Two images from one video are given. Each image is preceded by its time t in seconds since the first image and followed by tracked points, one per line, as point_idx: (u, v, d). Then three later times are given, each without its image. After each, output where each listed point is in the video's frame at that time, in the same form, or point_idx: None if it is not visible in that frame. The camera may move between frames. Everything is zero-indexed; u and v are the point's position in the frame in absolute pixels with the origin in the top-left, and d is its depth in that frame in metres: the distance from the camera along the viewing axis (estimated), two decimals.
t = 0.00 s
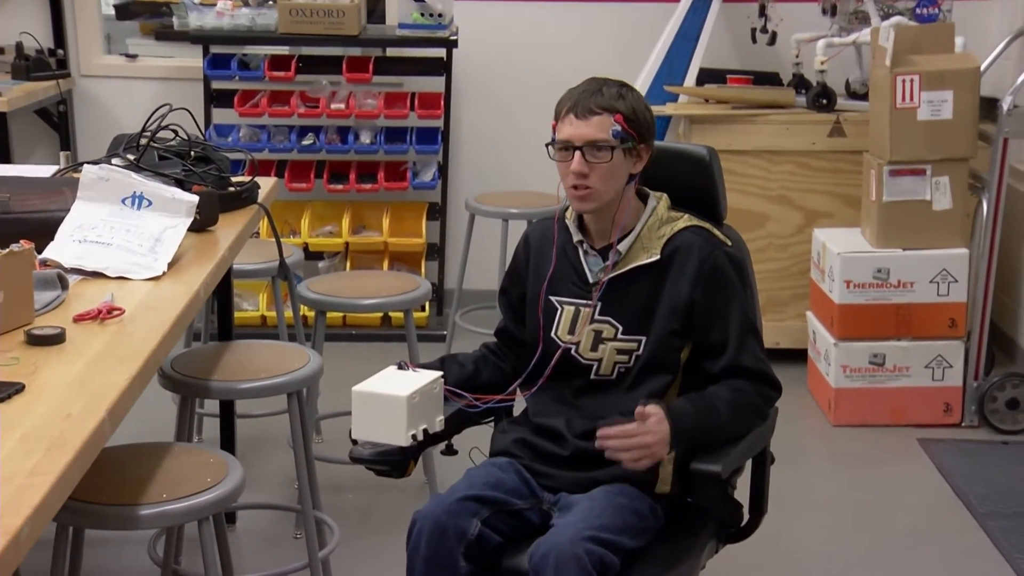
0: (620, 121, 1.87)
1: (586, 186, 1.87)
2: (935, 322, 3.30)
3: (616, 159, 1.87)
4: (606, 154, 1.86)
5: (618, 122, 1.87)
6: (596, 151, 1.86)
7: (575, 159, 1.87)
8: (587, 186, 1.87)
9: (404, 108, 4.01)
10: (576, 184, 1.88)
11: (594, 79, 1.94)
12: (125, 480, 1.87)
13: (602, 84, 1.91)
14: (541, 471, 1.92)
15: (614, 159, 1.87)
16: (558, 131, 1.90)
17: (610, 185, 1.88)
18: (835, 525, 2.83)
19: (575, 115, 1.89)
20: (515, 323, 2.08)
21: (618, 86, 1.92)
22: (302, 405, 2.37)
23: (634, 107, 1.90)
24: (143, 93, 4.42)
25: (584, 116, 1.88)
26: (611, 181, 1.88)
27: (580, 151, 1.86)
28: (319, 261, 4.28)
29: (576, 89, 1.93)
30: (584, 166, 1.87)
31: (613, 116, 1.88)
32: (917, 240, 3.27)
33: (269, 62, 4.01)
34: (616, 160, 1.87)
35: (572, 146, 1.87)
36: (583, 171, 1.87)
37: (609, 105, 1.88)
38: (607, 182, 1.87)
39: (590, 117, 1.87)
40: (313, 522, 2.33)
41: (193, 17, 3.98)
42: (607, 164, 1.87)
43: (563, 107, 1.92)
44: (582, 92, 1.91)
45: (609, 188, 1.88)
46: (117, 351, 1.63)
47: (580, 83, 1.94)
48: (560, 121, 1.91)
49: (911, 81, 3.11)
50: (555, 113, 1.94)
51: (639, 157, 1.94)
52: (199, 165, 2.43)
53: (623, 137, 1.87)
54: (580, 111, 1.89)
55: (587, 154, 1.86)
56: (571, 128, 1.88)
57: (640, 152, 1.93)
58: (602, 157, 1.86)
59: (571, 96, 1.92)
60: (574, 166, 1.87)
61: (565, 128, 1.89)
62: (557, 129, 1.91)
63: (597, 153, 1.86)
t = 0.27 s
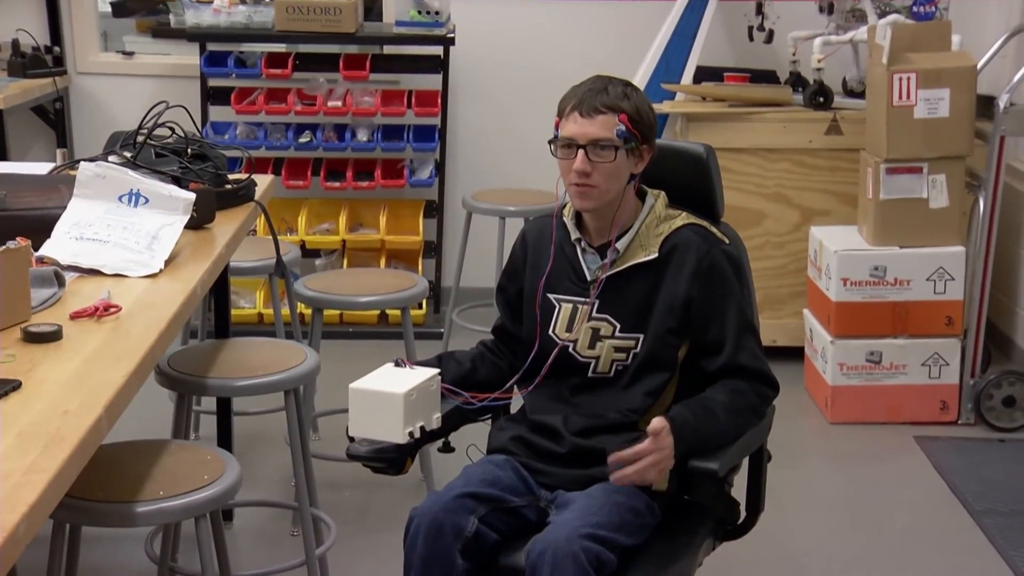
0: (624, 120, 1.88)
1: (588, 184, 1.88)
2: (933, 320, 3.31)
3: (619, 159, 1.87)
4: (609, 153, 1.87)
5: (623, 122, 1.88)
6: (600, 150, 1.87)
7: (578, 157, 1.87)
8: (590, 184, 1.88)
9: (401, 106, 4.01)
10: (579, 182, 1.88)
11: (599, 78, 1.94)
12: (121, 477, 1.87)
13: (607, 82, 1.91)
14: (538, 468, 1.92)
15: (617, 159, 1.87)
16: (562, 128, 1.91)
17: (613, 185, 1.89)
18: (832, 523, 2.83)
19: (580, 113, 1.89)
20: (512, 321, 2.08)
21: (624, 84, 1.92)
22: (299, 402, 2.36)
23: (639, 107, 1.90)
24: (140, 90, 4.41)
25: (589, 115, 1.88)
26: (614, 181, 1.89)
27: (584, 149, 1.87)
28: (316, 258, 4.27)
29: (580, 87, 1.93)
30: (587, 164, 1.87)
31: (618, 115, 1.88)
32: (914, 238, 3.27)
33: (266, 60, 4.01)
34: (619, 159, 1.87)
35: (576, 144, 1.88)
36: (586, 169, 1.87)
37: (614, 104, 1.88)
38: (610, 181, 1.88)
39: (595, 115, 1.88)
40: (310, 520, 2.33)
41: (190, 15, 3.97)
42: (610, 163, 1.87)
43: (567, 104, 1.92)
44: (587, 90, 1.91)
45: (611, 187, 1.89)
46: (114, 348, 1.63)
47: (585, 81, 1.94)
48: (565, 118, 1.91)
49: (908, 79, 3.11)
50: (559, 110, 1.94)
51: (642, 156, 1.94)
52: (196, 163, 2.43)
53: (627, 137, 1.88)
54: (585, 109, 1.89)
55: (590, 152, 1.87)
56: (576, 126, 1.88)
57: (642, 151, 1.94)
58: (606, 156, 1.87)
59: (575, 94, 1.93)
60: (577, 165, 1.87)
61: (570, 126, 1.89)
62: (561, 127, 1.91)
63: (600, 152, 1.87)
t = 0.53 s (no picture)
0: (620, 114, 1.88)
1: (584, 178, 1.88)
2: (930, 316, 3.31)
3: (615, 153, 1.87)
4: (605, 147, 1.87)
5: (619, 116, 1.88)
6: (596, 144, 1.87)
7: (575, 152, 1.87)
8: (586, 178, 1.88)
9: (398, 102, 4.01)
10: (575, 177, 1.88)
11: (594, 73, 1.94)
12: (119, 472, 1.87)
13: (602, 77, 1.91)
14: (536, 464, 1.92)
15: (613, 153, 1.87)
16: (558, 123, 1.91)
17: (609, 179, 1.89)
18: (829, 518, 2.83)
19: (576, 107, 1.89)
20: (509, 317, 2.08)
21: (619, 79, 1.92)
22: (297, 397, 2.37)
23: (634, 102, 1.91)
24: (138, 85, 4.41)
25: (585, 109, 1.88)
26: (610, 175, 1.89)
27: (580, 144, 1.87)
28: (314, 253, 4.27)
29: (576, 82, 1.93)
30: (584, 159, 1.87)
31: (614, 110, 1.88)
32: (912, 234, 3.27)
33: (264, 55, 4.01)
34: (615, 153, 1.87)
35: (572, 138, 1.88)
36: (582, 164, 1.87)
37: (610, 98, 1.89)
38: (606, 176, 1.88)
39: (591, 110, 1.88)
40: (307, 515, 2.33)
41: (188, 10, 3.95)
42: (606, 158, 1.88)
43: (563, 99, 1.92)
44: (582, 85, 1.91)
45: (607, 182, 1.89)
46: (112, 343, 1.63)
47: (580, 76, 1.94)
48: (560, 113, 1.91)
49: (906, 75, 3.11)
50: (554, 105, 1.94)
51: (638, 151, 1.94)
52: (194, 158, 2.43)
53: (623, 131, 1.88)
54: (580, 103, 1.89)
55: (586, 147, 1.87)
56: (572, 120, 1.88)
57: (638, 146, 1.94)
58: (602, 150, 1.87)
59: (571, 89, 1.93)
60: (573, 159, 1.87)
61: (565, 121, 1.89)
62: (556, 121, 1.91)
63: (596, 146, 1.87)
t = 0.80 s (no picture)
0: (617, 96, 1.87)
1: (583, 160, 1.88)
2: (929, 300, 3.31)
3: (613, 135, 1.87)
4: (602, 129, 1.87)
5: (616, 98, 1.87)
6: (593, 126, 1.86)
7: (572, 134, 1.87)
8: (584, 160, 1.88)
9: (397, 86, 4.00)
10: (574, 159, 1.88)
11: (591, 54, 1.94)
12: (117, 455, 1.88)
13: (599, 59, 1.91)
14: (534, 447, 1.92)
15: (611, 135, 1.87)
16: (555, 105, 1.90)
17: (607, 162, 1.89)
18: (827, 502, 2.84)
19: (573, 89, 1.88)
20: (507, 300, 2.08)
21: (615, 61, 1.92)
22: (295, 380, 2.37)
23: (631, 83, 1.90)
24: (136, 69, 4.40)
25: (582, 91, 1.88)
26: (608, 158, 1.88)
27: (578, 126, 1.86)
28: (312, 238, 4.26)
29: (572, 64, 1.93)
30: (582, 141, 1.87)
31: (611, 92, 1.88)
32: (911, 218, 3.27)
33: (262, 39, 4.00)
34: (613, 135, 1.87)
35: (570, 120, 1.87)
36: (580, 146, 1.87)
37: (607, 80, 1.88)
38: (604, 157, 1.88)
39: (589, 92, 1.87)
40: (306, 498, 2.34)
41: None
42: (604, 139, 1.87)
43: (559, 82, 1.92)
44: (579, 67, 1.91)
45: (605, 164, 1.89)
46: (109, 326, 1.63)
47: (576, 58, 1.94)
48: (558, 96, 1.91)
49: (905, 58, 3.10)
50: (552, 88, 1.94)
51: (636, 133, 1.94)
52: (191, 142, 2.42)
53: (620, 113, 1.87)
54: (578, 85, 1.88)
55: (584, 128, 1.86)
56: (569, 103, 1.88)
57: (636, 128, 1.93)
58: (600, 132, 1.87)
59: (568, 71, 1.92)
60: (571, 141, 1.87)
61: (563, 103, 1.88)
62: (554, 104, 1.91)
63: (594, 128, 1.86)
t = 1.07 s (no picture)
0: (624, 63, 1.86)
1: (587, 127, 1.87)
2: (930, 269, 3.30)
3: (618, 102, 1.87)
4: (607, 96, 1.86)
5: (622, 65, 1.86)
6: (598, 93, 1.86)
7: (577, 100, 1.86)
8: (588, 127, 1.87)
9: (396, 55, 4.00)
10: (578, 125, 1.87)
11: (597, 20, 1.93)
12: (118, 424, 1.88)
13: (605, 25, 1.90)
14: (535, 414, 1.92)
15: (616, 102, 1.87)
16: (561, 71, 1.89)
17: (611, 129, 1.88)
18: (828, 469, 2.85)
19: (579, 55, 1.87)
20: (508, 268, 2.08)
21: (622, 27, 1.90)
22: (295, 349, 2.37)
23: (638, 50, 1.89)
24: (134, 40, 4.38)
25: (587, 58, 1.87)
26: (612, 125, 1.88)
27: (583, 92, 1.86)
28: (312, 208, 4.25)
29: (579, 30, 1.92)
30: (587, 107, 1.86)
31: (617, 58, 1.87)
32: (912, 186, 3.26)
33: (261, 9, 3.99)
34: (618, 102, 1.87)
35: (576, 86, 1.86)
36: (585, 112, 1.86)
37: (614, 46, 1.87)
38: (609, 124, 1.88)
39: (594, 58, 1.86)
40: (307, 466, 2.35)
41: None
42: (609, 106, 1.87)
43: (566, 48, 1.91)
44: (585, 33, 1.89)
45: (609, 131, 1.89)
46: (109, 295, 1.63)
47: (583, 23, 1.92)
48: (564, 62, 1.90)
49: (907, 24, 3.10)
50: (557, 54, 1.93)
51: (642, 100, 1.93)
52: (189, 111, 2.42)
53: (626, 80, 1.87)
54: (584, 51, 1.87)
55: (589, 95, 1.86)
56: (575, 69, 1.87)
57: (642, 95, 1.92)
58: (605, 98, 1.86)
59: (574, 37, 1.91)
60: (576, 108, 1.87)
61: (569, 69, 1.88)
62: (559, 70, 1.90)
63: (599, 95, 1.86)
